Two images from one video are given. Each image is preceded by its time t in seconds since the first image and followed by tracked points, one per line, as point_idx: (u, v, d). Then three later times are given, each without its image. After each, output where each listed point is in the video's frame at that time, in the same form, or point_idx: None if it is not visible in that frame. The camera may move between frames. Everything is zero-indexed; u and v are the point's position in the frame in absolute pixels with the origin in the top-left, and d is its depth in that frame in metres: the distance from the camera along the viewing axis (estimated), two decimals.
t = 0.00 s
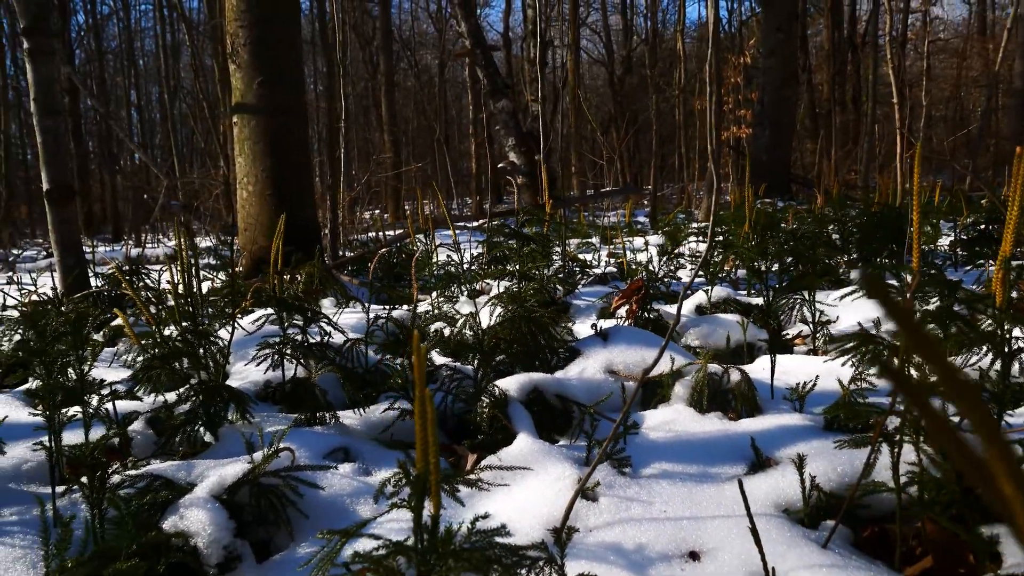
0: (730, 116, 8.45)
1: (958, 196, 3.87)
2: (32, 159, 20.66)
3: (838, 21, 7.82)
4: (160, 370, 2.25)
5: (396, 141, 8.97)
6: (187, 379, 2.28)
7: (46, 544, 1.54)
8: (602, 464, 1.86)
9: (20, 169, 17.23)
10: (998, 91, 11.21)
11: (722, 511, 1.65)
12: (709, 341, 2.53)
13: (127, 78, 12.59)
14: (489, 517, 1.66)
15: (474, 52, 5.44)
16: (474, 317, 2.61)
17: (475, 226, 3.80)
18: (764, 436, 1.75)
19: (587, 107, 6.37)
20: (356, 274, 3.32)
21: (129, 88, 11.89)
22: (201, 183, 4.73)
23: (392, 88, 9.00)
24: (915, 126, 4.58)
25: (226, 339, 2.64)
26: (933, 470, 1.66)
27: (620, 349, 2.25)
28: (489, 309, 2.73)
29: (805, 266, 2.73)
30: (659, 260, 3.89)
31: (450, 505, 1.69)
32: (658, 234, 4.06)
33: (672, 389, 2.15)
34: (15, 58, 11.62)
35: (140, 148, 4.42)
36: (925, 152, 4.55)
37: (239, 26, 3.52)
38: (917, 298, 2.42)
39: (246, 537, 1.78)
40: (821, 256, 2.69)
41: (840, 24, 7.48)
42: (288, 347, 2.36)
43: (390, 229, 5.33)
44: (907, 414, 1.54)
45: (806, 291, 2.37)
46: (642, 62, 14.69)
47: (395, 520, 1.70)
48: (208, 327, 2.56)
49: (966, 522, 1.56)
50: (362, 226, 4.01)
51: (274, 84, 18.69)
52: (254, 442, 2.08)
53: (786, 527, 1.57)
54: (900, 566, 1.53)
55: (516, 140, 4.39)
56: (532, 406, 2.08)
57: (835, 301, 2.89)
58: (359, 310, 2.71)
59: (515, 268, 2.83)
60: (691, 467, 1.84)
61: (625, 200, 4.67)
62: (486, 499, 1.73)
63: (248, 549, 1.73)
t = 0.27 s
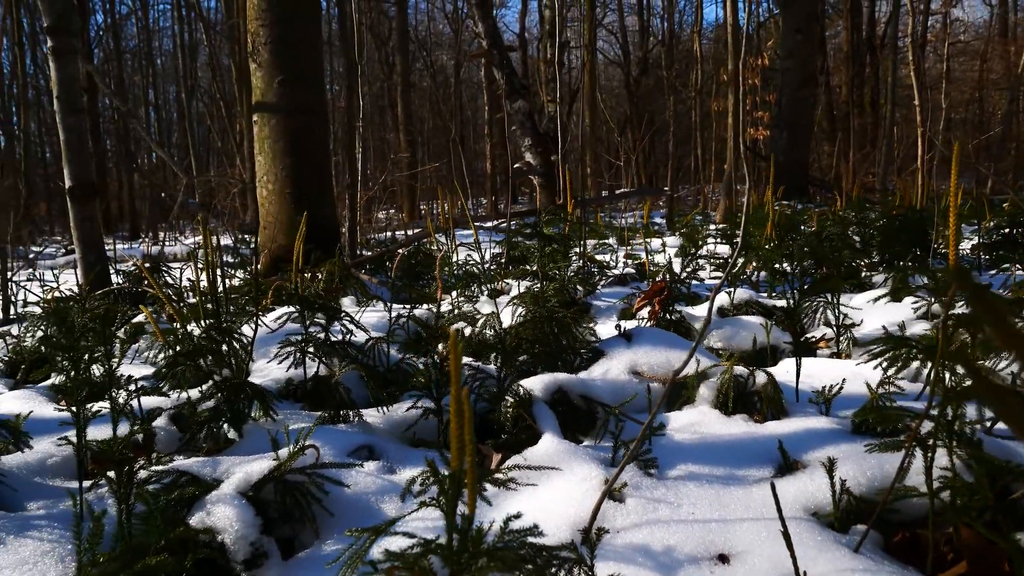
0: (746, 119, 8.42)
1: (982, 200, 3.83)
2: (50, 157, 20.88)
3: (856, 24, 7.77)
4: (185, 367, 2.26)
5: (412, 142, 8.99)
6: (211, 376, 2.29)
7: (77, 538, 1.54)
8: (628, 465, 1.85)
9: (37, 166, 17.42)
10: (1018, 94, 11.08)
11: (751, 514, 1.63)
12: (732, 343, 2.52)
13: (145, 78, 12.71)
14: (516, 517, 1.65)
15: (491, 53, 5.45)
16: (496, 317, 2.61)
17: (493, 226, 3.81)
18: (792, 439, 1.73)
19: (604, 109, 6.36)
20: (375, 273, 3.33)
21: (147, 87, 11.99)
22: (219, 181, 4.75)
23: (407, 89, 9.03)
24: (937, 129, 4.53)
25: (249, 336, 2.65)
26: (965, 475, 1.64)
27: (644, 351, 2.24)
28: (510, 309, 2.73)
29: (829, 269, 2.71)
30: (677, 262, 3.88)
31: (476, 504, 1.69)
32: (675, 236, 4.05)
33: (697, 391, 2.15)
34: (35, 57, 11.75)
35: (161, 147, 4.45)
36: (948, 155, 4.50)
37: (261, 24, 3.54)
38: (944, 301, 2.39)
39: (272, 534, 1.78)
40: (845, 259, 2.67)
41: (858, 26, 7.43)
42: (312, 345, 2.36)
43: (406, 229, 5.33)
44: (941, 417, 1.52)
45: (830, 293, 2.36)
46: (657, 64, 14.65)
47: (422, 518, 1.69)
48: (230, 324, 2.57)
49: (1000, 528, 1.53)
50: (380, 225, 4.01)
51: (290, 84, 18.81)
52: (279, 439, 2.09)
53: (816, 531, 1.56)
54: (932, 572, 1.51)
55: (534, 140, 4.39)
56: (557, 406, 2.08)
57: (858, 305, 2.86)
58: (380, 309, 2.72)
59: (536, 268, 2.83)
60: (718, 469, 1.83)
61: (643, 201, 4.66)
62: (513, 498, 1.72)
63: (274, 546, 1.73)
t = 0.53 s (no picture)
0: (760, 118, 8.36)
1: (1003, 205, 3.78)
2: (68, 149, 21.07)
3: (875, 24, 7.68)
4: (201, 363, 2.26)
5: (426, 138, 8.99)
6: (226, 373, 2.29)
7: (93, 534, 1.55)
8: (644, 470, 1.84)
9: (54, 159, 17.57)
10: None
11: (768, 522, 1.62)
12: (748, 347, 2.51)
13: (161, 72, 12.78)
14: (531, 521, 1.64)
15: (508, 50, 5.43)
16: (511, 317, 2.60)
17: (507, 225, 3.80)
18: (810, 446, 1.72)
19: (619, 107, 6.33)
20: (390, 271, 3.33)
21: (163, 82, 12.02)
22: (234, 177, 4.77)
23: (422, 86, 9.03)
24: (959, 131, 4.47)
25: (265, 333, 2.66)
26: (987, 486, 1.62)
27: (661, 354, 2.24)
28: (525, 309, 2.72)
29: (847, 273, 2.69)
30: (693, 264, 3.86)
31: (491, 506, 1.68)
32: (691, 237, 4.03)
33: (713, 395, 2.16)
34: (54, 50, 11.84)
35: (177, 141, 4.47)
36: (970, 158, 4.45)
37: (279, 20, 3.54)
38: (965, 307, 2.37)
39: (287, 533, 1.78)
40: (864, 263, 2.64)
41: (878, 25, 7.35)
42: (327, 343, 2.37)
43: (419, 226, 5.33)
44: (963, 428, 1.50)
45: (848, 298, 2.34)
46: (673, 63, 14.56)
47: (436, 520, 1.69)
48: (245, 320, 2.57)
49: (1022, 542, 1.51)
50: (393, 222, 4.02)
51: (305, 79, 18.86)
52: (294, 438, 2.09)
53: (835, 541, 1.54)
54: None
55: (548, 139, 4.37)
56: (572, 408, 2.07)
57: (876, 309, 2.84)
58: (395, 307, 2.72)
59: (552, 269, 2.82)
60: (734, 475, 1.81)
61: (657, 201, 4.64)
62: (528, 502, 1.72)
63: (288, 545, 1.73)
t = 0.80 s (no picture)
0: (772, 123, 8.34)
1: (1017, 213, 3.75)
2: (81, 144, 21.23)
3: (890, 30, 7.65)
4: (212, 359, 2.26)
5: (437, 139, 9.00)
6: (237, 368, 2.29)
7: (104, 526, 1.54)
8: (654, 473, 1.83)
9: (69, 153, 17.71)
10: None
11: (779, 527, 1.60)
12: (759, 351, 2.50)
13: (175, 69, 12.86)
14: (541, 521, 1.64)
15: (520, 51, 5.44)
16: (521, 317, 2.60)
17: (518, 225, 3.80)
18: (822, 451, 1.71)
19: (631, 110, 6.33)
20: (400, 269, 3.34)
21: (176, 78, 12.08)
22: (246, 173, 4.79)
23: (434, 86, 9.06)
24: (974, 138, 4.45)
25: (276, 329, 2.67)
26: (1000, 494, 1.60)
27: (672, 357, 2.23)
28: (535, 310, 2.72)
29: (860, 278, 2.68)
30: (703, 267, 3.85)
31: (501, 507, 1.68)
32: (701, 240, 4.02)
33: (724, 399, 2.15)
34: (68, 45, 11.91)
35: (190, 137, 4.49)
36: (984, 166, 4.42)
37: (294, 17, 3.56)
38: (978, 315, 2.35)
39: (295, 530, 1.78)
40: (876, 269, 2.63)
41: (892, 32, 7.32)
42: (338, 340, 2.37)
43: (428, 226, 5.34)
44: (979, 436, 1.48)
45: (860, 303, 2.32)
46: (685, 66, 14.54)
47: (446, 519, 1.69)
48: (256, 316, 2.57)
49: None
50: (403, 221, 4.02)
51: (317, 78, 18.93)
52: (304, 434, 2.09)
53: (846, 548, 1.53)
54: None
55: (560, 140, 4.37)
56: (583, 410, 2.07)
57: (887, 315, 2.83)
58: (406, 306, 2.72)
59: (563, 269, 2.82)
60: (744, 479, 1.80)
61: (668, 204, 4.63)
62: (538, 503, 1.72)
63: (296, 542, 1.73)
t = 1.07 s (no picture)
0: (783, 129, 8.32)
1: None
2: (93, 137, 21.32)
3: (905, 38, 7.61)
4: (224, 358, 2.23)
5: (448, 139, 9.00)
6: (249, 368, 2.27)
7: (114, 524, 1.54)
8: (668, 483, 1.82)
9: (82, 146, 17.79)
10: None
11: (794, 541, 1.59)
12: (773, 361, 2.49)
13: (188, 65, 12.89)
14: (554, 530, 1.63)
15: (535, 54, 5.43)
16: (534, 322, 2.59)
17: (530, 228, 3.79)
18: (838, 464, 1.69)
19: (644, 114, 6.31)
20: (411, 270, 3.34)
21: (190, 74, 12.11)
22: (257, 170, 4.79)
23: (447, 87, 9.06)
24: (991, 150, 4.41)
25: (287, 328, 2.67)
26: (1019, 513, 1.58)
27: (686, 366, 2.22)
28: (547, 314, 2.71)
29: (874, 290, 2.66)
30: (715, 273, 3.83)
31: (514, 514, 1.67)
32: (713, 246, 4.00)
33: (738, 409, 2.14)
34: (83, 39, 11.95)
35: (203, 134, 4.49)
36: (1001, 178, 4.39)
37: (310, 17, 3.56)
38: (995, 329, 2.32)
39: (306, 532, 1.78)
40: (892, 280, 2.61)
41: (907, 40, 7.28)
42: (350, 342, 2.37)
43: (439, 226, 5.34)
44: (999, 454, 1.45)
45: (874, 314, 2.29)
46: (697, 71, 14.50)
47: (458, 525, 1.68)
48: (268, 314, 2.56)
49: None
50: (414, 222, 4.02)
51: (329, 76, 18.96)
52: (316, 436, 2.09)
53: (862, 563, 1.51)
54: None
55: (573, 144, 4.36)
56: (595, 417, 2.06)
57: (901, 326, 2.81)
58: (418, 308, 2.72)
59: (575, 274, 2.81)
60: (759, 490, 1.79)
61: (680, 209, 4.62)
62: (551, 511, 1.70)
63: (307, 545, 1.72)
